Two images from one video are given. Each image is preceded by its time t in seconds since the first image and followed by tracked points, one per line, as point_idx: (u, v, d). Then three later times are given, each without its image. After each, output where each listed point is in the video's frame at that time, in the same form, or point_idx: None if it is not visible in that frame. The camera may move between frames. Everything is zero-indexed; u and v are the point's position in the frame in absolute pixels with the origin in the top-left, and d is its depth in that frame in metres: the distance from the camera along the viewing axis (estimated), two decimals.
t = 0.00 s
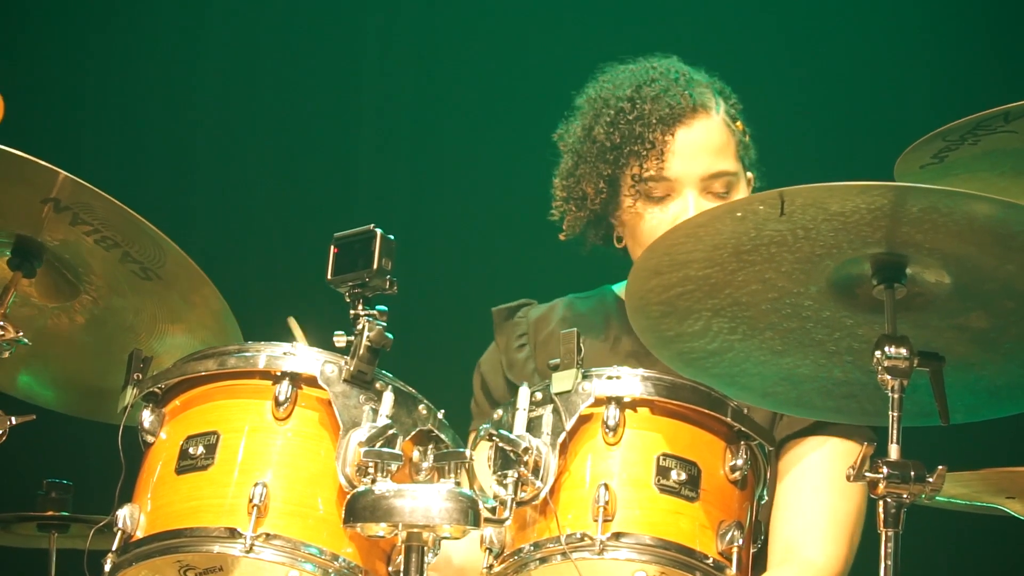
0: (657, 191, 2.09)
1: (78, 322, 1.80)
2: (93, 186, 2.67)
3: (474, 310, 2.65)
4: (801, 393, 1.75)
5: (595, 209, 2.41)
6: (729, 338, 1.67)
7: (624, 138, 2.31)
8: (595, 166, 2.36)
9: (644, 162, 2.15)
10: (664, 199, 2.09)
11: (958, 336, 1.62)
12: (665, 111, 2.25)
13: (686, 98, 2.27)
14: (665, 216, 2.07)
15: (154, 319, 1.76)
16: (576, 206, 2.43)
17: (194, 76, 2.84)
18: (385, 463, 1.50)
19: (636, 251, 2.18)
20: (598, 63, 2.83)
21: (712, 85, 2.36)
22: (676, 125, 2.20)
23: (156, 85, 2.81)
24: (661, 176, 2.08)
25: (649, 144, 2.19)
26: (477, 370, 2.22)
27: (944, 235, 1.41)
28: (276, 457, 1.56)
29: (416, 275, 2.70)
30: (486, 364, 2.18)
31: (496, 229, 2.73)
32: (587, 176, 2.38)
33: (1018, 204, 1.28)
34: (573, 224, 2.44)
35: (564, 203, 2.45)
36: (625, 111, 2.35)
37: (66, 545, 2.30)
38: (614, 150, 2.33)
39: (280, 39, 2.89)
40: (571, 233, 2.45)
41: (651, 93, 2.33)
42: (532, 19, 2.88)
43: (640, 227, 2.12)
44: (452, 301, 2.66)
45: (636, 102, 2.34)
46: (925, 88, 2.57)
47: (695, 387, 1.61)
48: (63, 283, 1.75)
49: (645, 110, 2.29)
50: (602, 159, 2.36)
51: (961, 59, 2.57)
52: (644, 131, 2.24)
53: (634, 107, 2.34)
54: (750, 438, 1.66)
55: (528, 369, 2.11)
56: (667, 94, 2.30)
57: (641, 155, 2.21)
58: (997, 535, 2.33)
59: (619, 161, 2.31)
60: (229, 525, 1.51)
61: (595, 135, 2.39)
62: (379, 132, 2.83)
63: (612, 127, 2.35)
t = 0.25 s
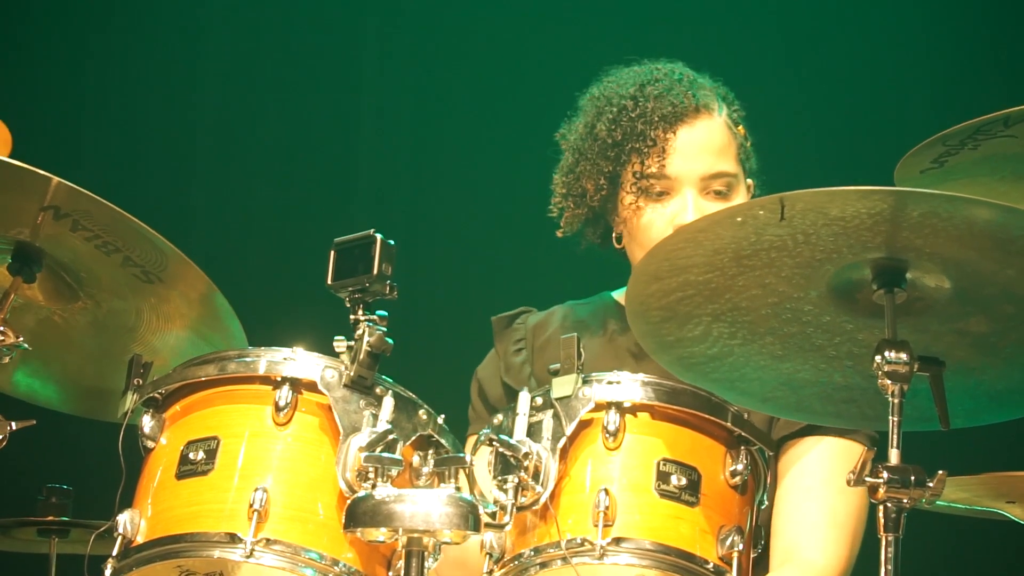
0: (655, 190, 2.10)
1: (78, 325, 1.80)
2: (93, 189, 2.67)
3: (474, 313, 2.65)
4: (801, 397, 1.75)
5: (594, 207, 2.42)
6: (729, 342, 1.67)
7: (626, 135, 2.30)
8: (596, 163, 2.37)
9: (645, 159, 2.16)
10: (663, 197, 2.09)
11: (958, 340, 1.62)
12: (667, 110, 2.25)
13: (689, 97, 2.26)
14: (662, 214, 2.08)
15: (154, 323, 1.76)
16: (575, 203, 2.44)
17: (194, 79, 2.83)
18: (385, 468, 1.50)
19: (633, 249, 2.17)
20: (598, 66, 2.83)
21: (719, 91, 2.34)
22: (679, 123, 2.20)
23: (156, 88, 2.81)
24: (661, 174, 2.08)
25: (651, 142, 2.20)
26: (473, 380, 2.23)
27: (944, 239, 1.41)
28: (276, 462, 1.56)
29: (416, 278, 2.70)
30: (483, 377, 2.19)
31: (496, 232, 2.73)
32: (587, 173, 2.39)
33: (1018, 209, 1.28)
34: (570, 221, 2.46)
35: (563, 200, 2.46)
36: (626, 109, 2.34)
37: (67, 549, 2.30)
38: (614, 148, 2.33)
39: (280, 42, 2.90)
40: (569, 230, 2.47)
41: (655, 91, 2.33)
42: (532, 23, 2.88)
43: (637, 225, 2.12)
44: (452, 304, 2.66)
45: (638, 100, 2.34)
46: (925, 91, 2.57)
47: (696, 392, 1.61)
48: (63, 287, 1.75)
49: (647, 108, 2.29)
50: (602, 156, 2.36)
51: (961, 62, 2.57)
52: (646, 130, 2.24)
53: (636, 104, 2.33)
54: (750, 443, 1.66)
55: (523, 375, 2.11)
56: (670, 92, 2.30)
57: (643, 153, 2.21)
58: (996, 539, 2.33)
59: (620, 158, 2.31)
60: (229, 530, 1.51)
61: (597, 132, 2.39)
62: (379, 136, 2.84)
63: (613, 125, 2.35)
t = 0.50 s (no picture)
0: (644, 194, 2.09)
1: (78, 330, 1.80)
2: (93, 193, 2.67)
3: (475, 316, 2.65)
4: (801, 401, 1.75)
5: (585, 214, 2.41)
6: (730, 346, 1.67)
7: (614, 140, 2.31)
8: (585, 168, 2.37)
9: (633, 164, 2.15)
10: (653, 202, 2.08)
11: (958, 345, 1.62)
12: (654, 113, 2.23)
13: (677, 99, 2.25)
14: (653, 218, 2.07)
15: (154, 328, 1.76)
16: (567, 210, 2.44)
17: (195, 81, 2.84)
18: (385, 472, 1.50)
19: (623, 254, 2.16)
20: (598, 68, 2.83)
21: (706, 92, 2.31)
22: (666, 126, 2.19)
23: (156, 91, 2.81)
24: (649, 179, 2.07)
25: (639, 146, 2.19)
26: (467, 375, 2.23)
27: (944, 244, 1.41)
28: (276, 466, 1.56)
29: (417, 281, 2.70)
30: (476, 370, 2.19)
31: (496, 234, 2.73)
32: (578, 179, 2.39)
33: (1018, 213, 1.28)
34: (563, 227, 2.46)
35: (554, 207, 2.46)
36: (614, 113, 2.34)
37: (68, 553, 2.30)
38: (603, 154, 2.33)
39: (280, 45, 2.90)
40: (562, 237, 2.47)
41: (641, 95, 2.31)
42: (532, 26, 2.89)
43: (627, 230, 2.11)
44: (453, 307, 2.66)
45: (626, 105, 2.33)
46: (925, 93, 2.57)
47: (696, 396, 1.61)
48: (63, 292, 1.75)
49: (633, 112, 2.28)
50: (591, 161, 2.36)
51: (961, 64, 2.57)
52: (633, 134, 2.24)
53: (624, 109, 2.32)
54: (750, 447, 1.66)
55: (515, 371, 2.11)
56: (654, 96, 2.29)
57: (631, 157, 2.20)
58: (997, 543, 2.33)
59: (607, 163, 2.31)
60: (230, 535, 1.51)
61: (585, 139, 2.39)
62: (380, 138, 2.84)
63: (602, 130, 2.35)
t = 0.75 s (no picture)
0: (651, 195, 2.09)
1: (79, 333, 1.80)
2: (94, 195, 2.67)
3: (476, 318, 2.65)
4: (802, 404, 1.75)
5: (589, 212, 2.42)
6: (730, 349, 1.67)
7: (623, 140, 2.30)
8: (591, 167, 2.36)
9: (642, 164, 2.16)
10: (660, 202, 2.09)
11: (959, 348, 1.62)
12: (664, 116, 2.25)
13: (688, 102, 2.27)
14: (659, 219, 2.06)
15: (155, 331, 1.76)
16: (570, 208, 2.44)
17: (195, 84, 2.84)
18: (387, 475, 1.50)
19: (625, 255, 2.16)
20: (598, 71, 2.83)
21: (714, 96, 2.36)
22: (676, 129, 2.20)
23: (157, 93, 2.81)
24: (659, 179, 2.08)
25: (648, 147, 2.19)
26: (467, 389, 2.22)
27: (945, 247, 1.41)
28: (278, 469, 1.56)
29: (418, 283, 2.70)
30: (476, 386, 2.18)
31: (497, 236, 2.73)
32: (582, 179, 2.38)
33: (1019, 216, 1.28)
34: (565, 225, 2.46)
35: (559, 203, 2.47)
36: (623, 114, 2.35)
37: (69, 557, 2.30)
38: (609, 155, 2.33)
39: (281, 48, 2.90)
40: (564, 234, 2.47)
41: (651, 97, 2.34)
42: (532, 28, 2.89)
43: (632, 230, 2.11)
44: (454, 309, 2.66)
45: (635, 105, 2.34)
46: (925, 95, 2.58)
47: (697, 399, 1.61)
48: (64, 295, 1.75)
49: (644, 115, 2.29)
50: (599, 161, 2.35)
51: (962, 66, 2.57)
52: (643, 135, 2.24)
53: (634, 109, 2.33)
54: (751, 449, 1.66)
55: (513, 382, 2.11)
56: (665, 100, 2.30)
57: (638, 159, 2.21)
58: (999, 545, 2.33)
59: (617, 163, 2.30)
60: (231, 537, 1.51)
61: (593, 137, 2.39)
62: (380, 140, 2.84)
63: (610, 130, 2.35)
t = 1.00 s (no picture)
0: (646, 209, 2.10)
1: (81, 335, 1.80)
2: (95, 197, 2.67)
3: (477, 320, 2.65)
4: (805, 406, 1.74)
5: (587, 227, 2.42)
6: (733, 351, 1.67)
7: (616, 155, 2.31)
8: (586, 183, 2.38)
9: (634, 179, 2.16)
10: (656, 216, 2.09)
11: (961, 349, 1.62)
12: (655, 128, 2.24)
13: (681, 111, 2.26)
14: (656, 233, 2.07)
15: (157, 332, 1.76)
16: (568, 224, 2.45)
17: (196, 85, 2.84)
18: (389, 477, 1.50)
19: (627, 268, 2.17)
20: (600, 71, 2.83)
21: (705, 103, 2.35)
22: (666, 141, 2.20)
23: (158, 94, 2.81)
24: (652, 194, 2.08)
25: (640, 161, 2.19)
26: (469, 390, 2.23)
27: (948, 248, 1.41)
28: (280, 471, 1.56)
29: (419, 284, 2.70)
30: (476, 386, 2.19)
31: (498, 237, 2.73)
32: (579, 194, 2.40)
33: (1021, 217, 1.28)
34: (564, 241, 2.47)
35: (557, 223, 2.47)
36: (615, 128, 2.35)
37: (71, 558, 2.30)
38: (604, 168, 2.34)
39: (282, 49, 2.91)
40: (563, 250, 2.48)
41: (642, 111, 2.32)
42: (533, 29, 2.89)
43: (630, 244, 2.12)
44: (455, 310, 2.66)
45: (627, 119, 2.34)
46: (927, 95, 2.58)
47: (700, 401, 1.61)
48: (66, 297, 1.75)
49: (634, 128, 2.29)
50: (593, 176, 2.36)
51: (963, 67, 2.57)
52: (634, 150, 2.24)
53: (625, 125, 2.33)
54: (753, 451, 1.66)
55: (510, 385, 2.12)
56: (657, 111, 2.29)
57: (630, 174, 2.21)
58: (1001, 547, 2.33)
59: (610, 179, 2.31)
60: (233, 539, 1.51)
61: (586, 154, 2.39)
62: (382, 141, 2.84)
63: (603, 146, 2.36)
